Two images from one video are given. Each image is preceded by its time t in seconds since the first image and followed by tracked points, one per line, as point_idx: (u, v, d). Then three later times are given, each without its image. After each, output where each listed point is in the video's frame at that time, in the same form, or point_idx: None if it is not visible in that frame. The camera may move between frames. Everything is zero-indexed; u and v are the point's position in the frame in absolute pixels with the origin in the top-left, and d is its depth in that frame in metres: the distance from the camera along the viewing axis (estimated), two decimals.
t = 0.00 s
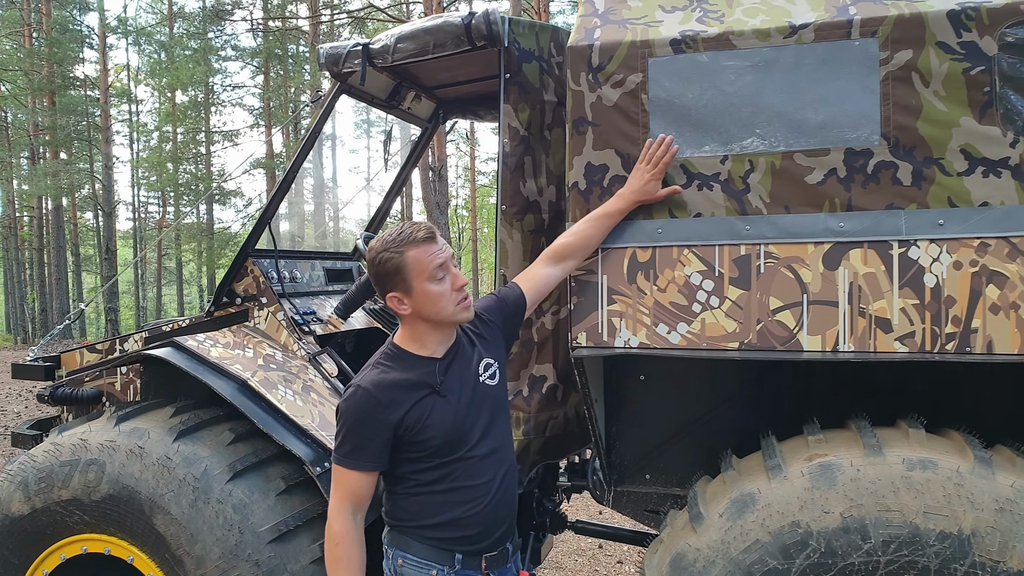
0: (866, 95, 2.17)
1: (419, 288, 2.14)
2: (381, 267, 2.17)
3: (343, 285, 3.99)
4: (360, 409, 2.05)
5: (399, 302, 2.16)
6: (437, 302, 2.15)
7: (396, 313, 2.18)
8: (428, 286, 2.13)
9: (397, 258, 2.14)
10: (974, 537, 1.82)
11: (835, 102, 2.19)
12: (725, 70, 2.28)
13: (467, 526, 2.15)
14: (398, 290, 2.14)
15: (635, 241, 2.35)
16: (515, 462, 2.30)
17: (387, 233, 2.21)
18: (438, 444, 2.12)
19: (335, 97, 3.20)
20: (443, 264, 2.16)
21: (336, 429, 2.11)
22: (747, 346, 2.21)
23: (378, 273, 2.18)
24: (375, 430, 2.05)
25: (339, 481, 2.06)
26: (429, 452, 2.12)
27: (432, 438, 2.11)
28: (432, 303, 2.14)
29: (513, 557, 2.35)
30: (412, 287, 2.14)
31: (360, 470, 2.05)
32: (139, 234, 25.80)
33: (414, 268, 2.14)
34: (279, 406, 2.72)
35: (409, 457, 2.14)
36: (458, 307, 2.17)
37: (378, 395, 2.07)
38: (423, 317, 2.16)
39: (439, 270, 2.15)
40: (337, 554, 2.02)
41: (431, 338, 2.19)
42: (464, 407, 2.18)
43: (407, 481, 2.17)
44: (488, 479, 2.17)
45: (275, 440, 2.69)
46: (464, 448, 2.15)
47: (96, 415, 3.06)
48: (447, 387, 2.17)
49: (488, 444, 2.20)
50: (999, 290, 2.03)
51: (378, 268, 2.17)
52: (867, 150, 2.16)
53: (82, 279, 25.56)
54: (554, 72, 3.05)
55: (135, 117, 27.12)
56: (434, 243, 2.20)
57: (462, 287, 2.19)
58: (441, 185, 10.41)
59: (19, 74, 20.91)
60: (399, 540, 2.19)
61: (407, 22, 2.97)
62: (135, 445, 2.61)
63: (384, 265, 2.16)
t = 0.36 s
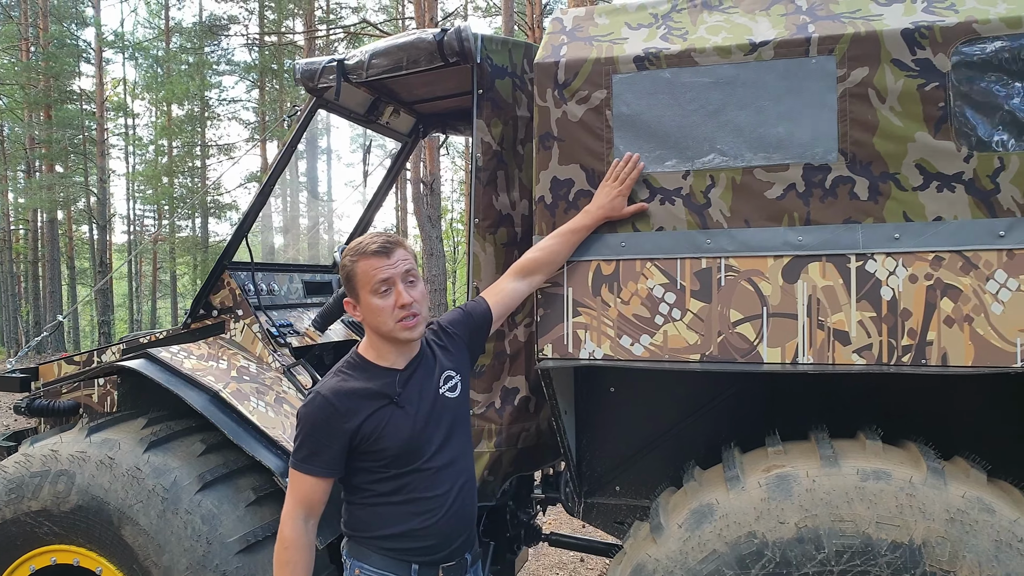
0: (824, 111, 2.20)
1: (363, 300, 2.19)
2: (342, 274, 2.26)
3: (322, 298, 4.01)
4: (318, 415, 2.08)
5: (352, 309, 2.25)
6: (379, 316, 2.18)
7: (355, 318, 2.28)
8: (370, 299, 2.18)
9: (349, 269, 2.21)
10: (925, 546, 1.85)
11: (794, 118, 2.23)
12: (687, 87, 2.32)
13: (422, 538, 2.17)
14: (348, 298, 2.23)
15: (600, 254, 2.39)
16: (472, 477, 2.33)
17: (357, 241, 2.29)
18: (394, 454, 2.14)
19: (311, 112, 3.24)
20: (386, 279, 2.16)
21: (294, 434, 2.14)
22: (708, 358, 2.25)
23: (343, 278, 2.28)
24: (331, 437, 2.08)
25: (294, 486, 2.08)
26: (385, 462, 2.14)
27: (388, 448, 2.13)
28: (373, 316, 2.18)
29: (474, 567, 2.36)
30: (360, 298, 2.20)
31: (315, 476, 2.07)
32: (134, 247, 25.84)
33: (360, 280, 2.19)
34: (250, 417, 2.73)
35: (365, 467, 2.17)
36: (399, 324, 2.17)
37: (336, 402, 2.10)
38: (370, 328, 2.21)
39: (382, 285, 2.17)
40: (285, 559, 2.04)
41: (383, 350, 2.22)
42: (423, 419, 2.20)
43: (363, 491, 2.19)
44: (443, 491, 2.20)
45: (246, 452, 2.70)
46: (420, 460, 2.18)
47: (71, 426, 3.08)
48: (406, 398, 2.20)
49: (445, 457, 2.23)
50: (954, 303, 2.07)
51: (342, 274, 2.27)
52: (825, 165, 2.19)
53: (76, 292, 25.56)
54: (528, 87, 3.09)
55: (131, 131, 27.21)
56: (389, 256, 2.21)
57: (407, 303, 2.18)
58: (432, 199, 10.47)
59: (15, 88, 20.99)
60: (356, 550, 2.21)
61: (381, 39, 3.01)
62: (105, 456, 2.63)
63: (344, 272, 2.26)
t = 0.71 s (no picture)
0: (797, 126, 2.22)
1: (341, 312, 2.19)
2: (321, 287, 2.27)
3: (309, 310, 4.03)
4: (293, 428, 2.09)
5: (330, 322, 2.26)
6: (356, 328, 2.18)
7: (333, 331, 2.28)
8: (348, 311, 2.18)
9: (328, 281, 2.22)
10: (893, 559, 1.87)
11: (768, 132, 2.24)
12: (663, 102, 2.34)
13: (395, 552, 2.17)
14: (326, 311, 2.24)
15: (577, 267, 2.41)
16: (448, 491, 2.33)
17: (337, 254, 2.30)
18: (368, 468, 2.15)
19: (296, 126, 3.26)
20: (364, 292, 2.17)
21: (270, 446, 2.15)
22: (683, 371, 2.27)
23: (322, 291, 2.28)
24: (305, 451, 2.08)
25: (269, 498, 2.09)
26: (359, 476, 2.15)
27: (362, 463, 2.14)
28: (350, 328, 2.18)
29: None
30: (338, 310, 2.21)
31: (289, 489, 2.08)
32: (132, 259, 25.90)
33: (338, 292, 2.20)
34: (231, 430, 2.74)
35: (340, 480, 2.18)
36: (377, 337, 2.18)
37: (311, 416, 2.11)
38: (347, 341, 2.21)
39: (360, 297, 2.18)
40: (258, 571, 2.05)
41: (361, 363, 2.23)
42: (398, 434, 2.21)
43: (338, 503, 2.20)
44: (416, 506, 2.20)
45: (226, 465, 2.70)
46: (394, 474, 2.19)
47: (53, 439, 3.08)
48: (382, 413, 2.21)
49: (420, 471, 2.24)
50: (925, 316, 2.08)
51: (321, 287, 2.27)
52: (799, 179, 2.20)
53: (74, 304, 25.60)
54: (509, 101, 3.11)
55: (130, 143, 27.32)
56: (368, 269, 2.22)
57: (385, 316, 2.18)
58: (427, 211, 10.51)
59: (15, 101, 21.09)
60: (330, 562, 2.23)
61: (364, 53, 3.04)
62: (84, 468, 2.64)
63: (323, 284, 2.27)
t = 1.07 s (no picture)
0: (779, 139, 2.22)
1: (349, 331, 2.16)
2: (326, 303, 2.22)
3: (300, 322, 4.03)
4: (293, 449, 2.06)
5: (334, 339, 2.21)
6: (363, 347, 2.15)
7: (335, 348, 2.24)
8: (355, 330, 2.15)
9: (335, 298, 2.18)
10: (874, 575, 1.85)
11: (750, 146, 2.25)
12: (646, 115, 2.35)
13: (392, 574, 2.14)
14: (331, 328, 2.19)
15: (561, 279, 2.42)
16: (443, 512, 2.32)
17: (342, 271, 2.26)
18: (367, 490, 2.12)
19: (285, 139, 3.27)
20: (374, 312, 2.14)
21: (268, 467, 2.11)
22: (666, 385, 2.27)
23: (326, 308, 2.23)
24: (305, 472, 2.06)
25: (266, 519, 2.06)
26: (358, 497, 2.12)
27: (361, 485, 2.11)
28: (356, 348, 2.15)
29: None
30: (344, 328, 2.17)
31: (287, 510, 2.05)
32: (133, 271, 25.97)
33: (346, 311, 2.16)
34: (216, 443, 2.73)
35: (339, 501, 2.14)
36: (384, 358, 2.15)
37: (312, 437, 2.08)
38: (351, 361, 2.17)
39: (369, 317, 2.14)
40: None
41: (362, 384, 2.20)
42: (397, 456, 2.19)
43: (336, 524, 2.16)
44: (414, 528, 2.18)
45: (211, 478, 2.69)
46: (392, 496, 2.16)
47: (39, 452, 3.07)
48: (382, 434, 2.18)
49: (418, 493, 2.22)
50: (907, 330, 2.07)
51: (325, 303, 2.22)
52: (781, 193, 2.20)
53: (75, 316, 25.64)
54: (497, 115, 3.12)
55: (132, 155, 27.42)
56: (377, 288, 2.19)
57: (392, 337, 2.16)
58: (425, 222, 10.53)
59: (18, 113, 21.20)
60: None
61: (352, 67, 3.05)
62: (67, 482, 2.64)
63: (328, 300, 2.22)
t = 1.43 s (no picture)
0: (754, 147, 2.21)
1: (390, 343, 2.05)
2: (352, 316, 2.06)
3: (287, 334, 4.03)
4: (300, 466, 1.91)
5: (366, 355, 2.05)
6: (405, 358, 2.07)
7: (359, 366, 2.06)
8: (399, 340, 2.05)
9: (371, 310, 2.05)
10: None
11: (725, 155, 2.24)
12: (622, 124, 2.34)
13: None
14: (367, 341, 2.04)
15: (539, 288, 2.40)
16: (443, 541, 2.19)
17: (356, 284, 2.13)
18: (375, 512, 1.98)
19: (268, 150, 3.27)
20: (416, 320, 2.09)
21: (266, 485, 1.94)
22: (644, 394, 2.26)
23: (348, 322, 2.06)
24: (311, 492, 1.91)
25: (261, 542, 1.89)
26: (363, 520, 1.98)
27: (371, 506, 1.97)
28: (400, 358, 2.05)
29: None
30: (383, 340, 2.05)
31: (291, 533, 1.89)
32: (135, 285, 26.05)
33: (386, 320, 2.05)
34: (196, 455, 2.72)
35: (342, 524, 1.99)
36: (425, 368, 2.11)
37: (321, 454, 1.93)
38: (388, 374, 2.06)
39: (411, 326, 2.08)
40: None
41: (392, 398, 2.10)
42: (406, 478, 2.06)
43: (335, 551, 2.00)
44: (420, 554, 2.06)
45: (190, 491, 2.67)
46: (399, 520, 2.03)
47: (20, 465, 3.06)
48: (392, 454, 2.06)
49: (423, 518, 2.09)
50: (884, 338, 2.06)
51: (349, 318, 2.06)
52: (756, 201, 2.19)
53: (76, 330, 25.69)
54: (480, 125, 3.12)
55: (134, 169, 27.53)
56: (406, 298, 2.13)
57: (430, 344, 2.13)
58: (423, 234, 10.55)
59: (20, 128, 21.33)
60: None
61: (334, 78, 3.05)
62: (44, 495, 2.64)
63: (354, 313, 2.06)
